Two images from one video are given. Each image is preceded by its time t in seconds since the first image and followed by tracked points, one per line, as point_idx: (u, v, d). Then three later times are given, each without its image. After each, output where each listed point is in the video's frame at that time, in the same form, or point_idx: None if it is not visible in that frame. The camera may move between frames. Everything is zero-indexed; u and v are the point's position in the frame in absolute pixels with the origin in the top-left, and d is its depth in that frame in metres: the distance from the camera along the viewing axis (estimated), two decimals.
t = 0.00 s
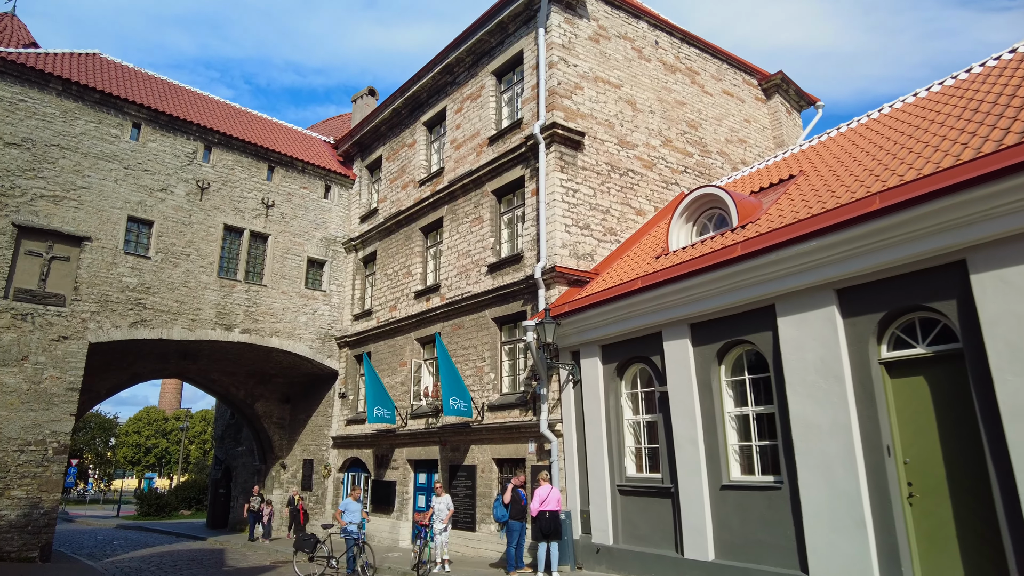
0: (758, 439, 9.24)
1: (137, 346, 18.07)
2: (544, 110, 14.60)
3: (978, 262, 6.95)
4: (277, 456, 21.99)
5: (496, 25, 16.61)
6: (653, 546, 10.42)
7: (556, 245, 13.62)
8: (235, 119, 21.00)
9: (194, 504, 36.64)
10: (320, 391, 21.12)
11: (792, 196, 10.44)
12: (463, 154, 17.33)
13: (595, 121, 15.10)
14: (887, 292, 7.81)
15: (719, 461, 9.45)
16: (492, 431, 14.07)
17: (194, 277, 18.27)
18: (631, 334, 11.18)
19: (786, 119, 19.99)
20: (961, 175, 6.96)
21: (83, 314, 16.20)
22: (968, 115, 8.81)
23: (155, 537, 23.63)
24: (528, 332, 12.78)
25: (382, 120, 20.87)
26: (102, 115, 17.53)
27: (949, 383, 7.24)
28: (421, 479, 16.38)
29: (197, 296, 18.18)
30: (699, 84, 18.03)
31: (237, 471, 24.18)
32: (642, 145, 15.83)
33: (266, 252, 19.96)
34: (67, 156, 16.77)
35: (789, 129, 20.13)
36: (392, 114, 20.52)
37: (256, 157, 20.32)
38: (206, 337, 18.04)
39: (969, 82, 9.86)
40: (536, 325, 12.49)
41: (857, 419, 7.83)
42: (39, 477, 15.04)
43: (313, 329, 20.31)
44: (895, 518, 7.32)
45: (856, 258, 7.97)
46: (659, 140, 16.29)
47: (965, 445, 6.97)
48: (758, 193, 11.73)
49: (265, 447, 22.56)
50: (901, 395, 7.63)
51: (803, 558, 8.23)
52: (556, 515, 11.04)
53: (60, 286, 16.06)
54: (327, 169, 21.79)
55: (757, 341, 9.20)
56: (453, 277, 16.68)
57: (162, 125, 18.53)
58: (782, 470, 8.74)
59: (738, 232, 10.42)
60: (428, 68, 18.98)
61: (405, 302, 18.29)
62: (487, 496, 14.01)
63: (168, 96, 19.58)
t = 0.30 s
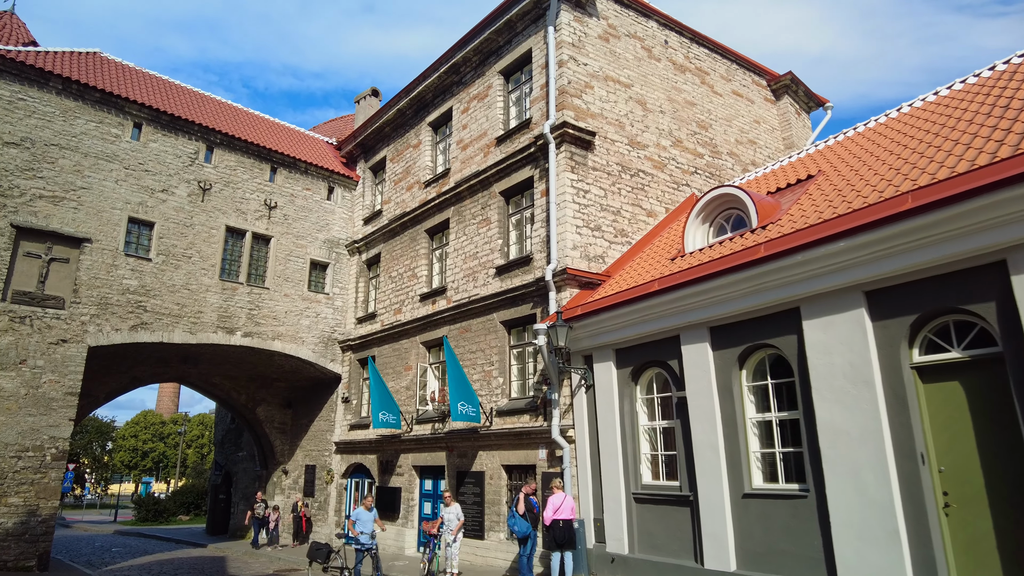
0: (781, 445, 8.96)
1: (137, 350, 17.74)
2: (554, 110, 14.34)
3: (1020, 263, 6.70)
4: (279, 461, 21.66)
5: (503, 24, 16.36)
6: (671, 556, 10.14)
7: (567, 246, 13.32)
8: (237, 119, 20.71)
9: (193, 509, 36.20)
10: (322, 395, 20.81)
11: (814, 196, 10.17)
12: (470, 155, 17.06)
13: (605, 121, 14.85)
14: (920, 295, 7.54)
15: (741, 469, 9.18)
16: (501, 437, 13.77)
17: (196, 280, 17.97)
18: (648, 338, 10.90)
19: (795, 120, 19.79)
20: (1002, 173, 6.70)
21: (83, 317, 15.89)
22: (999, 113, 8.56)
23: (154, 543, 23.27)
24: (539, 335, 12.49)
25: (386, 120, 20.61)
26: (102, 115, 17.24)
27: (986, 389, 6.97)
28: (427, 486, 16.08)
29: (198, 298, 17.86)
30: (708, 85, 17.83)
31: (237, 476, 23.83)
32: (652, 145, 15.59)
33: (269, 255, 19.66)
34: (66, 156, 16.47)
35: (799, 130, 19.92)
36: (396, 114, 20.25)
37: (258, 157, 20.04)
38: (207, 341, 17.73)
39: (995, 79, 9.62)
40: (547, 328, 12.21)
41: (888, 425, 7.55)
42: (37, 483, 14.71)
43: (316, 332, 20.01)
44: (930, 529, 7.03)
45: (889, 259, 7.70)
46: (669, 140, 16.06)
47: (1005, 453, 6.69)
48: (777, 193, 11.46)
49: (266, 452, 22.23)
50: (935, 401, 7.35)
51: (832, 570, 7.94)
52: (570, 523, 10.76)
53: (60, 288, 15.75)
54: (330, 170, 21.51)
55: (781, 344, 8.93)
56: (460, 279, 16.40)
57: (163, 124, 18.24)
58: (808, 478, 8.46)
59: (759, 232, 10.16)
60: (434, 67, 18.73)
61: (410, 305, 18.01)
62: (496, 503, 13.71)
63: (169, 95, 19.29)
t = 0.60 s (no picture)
0: (807, 448, 8.74)
1: (139, 353, 17.45)
2: (566, 109, 14.15)
3: None
4: (281, 467, 21.35)
5: (513, 23, 16.20)
6: (692, 562, 9.89)
7: (580, 247, 13.10)
8: (242, 121, 20.50)
9: (191, 516, 35.73)
10: (326, 399, 20.53)
11: (835, 194, 10.00)
12: (478, 156, 16.86)
13: (617, 121, 14.68)
14: (955, 292, 7.34)
15: (766, 472, 8.95)
16: (512, 441, 13.51)
17: (199, 282, 17.71)
18: (666, 339, 10.70)
19: (804, 122, 19.69)
20: None
21: (85, 319, 15.62)
22: None
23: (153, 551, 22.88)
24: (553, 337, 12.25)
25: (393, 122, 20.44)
26: (106, 114, 17.03)
27: None
28: (435, 492, 15.79)
29: (202, 301, 17.60)
30: (718, 86, 17.74)
31: (238, 483, 23.48)
32: (664, 146, 15.43)
33: (273, 257, 19.41)
34: (69, 156, 16.24)
35: (808, 133, 19.82)
36: (403, 116, 20.08)
37: (263, 159, 19.83)
38: (211, 344, 17.46)
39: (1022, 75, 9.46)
40: (561, 330, 11.98)
41: (923, 426, 7.32)
42: (37, 488, 14.40)
43: (321, 336, 19.74)
44: (970, 533, 6.79)
45: (921, 255, 7.51)
46: (681, 141, 15.91)
47: None
48: (795, 192, 11.29)
49: (268, 458, 21.91)
50: (971, 401, 7.13)
51: None
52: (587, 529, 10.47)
53: (61, 289, 15.48)
54: (335, 172, 21.32)
55: (807, 344, 8.73)
56: (468, 281, 16.18)
57: (168, 125, 18.03)
58: (836, 481, 8.23)
59: (781, 231, 9.97)
60: (441, 68, 18.56)
61: (417, 308, 17.78)
62: (507, 509, 13.43)
63: (173, 96, 19.08)
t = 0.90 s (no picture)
0: (832, 455, 8.48)
1: (137, 356, 17.08)
2: (576, 109, 13.92)
3: None
4: (280, 473, 20.99)
5: (521, 23, 15.95)
6: (710, 573, 9.61)
7: (590, 249, 12.83)
8: (242, 120, 20.19)
9: (186, 522, 35.22)
10: (327, 404, 20.18)
11: (858, 194, 9.78)
12: (484, 157, 16.58)
13: (627, 121, 14.47)
14: (991, 295, 7.10)
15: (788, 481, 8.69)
16: (520, 447, 13.22)
17: (199, 283, 17.36)
18: (683, 343, 10.44)
19: (812, 125, 19.55)
20: None
21: (82, 321, 15.26)
22: None
23: (148, 558, 22.44)
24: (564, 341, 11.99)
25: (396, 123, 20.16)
26: (105, 113, 16.70)
27: None
28: (439, 498, 15.48)
29: (201, 303, 17.25)
30: (727, 88, 17.61)
31: (236, 488, 23.08)
32: (674, 147, 15.23)
33: (274, 259, 19.08)
34: (67, 154, 15.91)
35: (816, 135, 19.68)
36: (406, 116, 19.80)
37: (264, 159, 19.52)
38: (210, 347, 17.11)
39: None
40: (573, 334, 11.71)
41: (957, 433, 7.07)
42: (31, 495, 14.02)
43: (322, 339, 19.41)
44: (1010, 545, 6.53)
45: (955, 256, 7.27)
46: (691, 143, 15.75)
47: None
48: (814, 193, 11.08)
49: (267, 463, 21.52)
50: (1008, 407, 6.88)
51: None
52: (601, 537, 10.19)
53: (58, 291, 15.12)
54: (337, 173, 21.02)
55: (832, 348, 8.49)
56: (474, 284, 15.90)
57: (168, 124, 17.72)
58: (864, 490, 7.97)
59: (802, 232, 9.75)
60: (445, 68, 18.30)
61: (421, 311, 17.49)
62: (515, 517, 13.12)
63: (173, 95, 18.77)
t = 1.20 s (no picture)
0: (856, 447, 8.27)
1: (134, 350, 16.74)
2: (585, 98, 13.68)
3: None
4: (280, 470, 20.68)
5: (528, 12, 15.68)
6: (729, 569, 9.39)
7: (601, 240, 12.57)
8: (242, 112, 19.86)
9: (181, 521, 34.82)
10: (328, 400, 19.87)
11: (879, 181, 9.57)
12: (489, 148, 16.32)
13: (636, 111, 14.25)
14: None
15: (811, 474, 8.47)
16: (529, 442, 12.96)
17: (198, 277, 17.03)
18: (700, 333, 10.21)
19: (819, 118, 19.41)
20: None
21: (79, 314, 14.92)
22: None
23: (145, 557, 22.09)
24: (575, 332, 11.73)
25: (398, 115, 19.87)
26: (102, 102, 16.36)
27: None
28: (443, 495, 15.22)
29: (201, 296, 16.92)
30: (735, 79, 17.45)
31: (234, 486, 22.75)
32: (683, 138, 15.06)
33: (274, 252, 18.77)
34: (64, 144, 15.57)
35: (823, 129, 19.53)
36: (409, 108, 19.53)
37: (265, 151, 19.20)
38: (209, 342, 16.78)
39: None
40: (584, 325, 11.46)
41: (992, 422, 6.86)
42: (26, 492, 13.68)
43: (323, 334, 19.11)
44: None
45: (988, 241, 7.07)
46: (700, 134, 15.60)
47: None
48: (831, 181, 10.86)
49: (266, 461, 21.20)
50: None
51: None
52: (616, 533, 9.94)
53: (54, 283, 14.77)
54: (338, 166, 20.72)
55: (857, 338, 8.28)
56: (480, 277, 15.63)
57: (167, 114, 17.39)
58: (891, 482, 7.76)
59: (823, 220, 9.53)
60: (449, 59, 18.03)
61: (425, 305, 17.22)
62: (523, 513, 12.86)
63: (172, 85, 18.42)
